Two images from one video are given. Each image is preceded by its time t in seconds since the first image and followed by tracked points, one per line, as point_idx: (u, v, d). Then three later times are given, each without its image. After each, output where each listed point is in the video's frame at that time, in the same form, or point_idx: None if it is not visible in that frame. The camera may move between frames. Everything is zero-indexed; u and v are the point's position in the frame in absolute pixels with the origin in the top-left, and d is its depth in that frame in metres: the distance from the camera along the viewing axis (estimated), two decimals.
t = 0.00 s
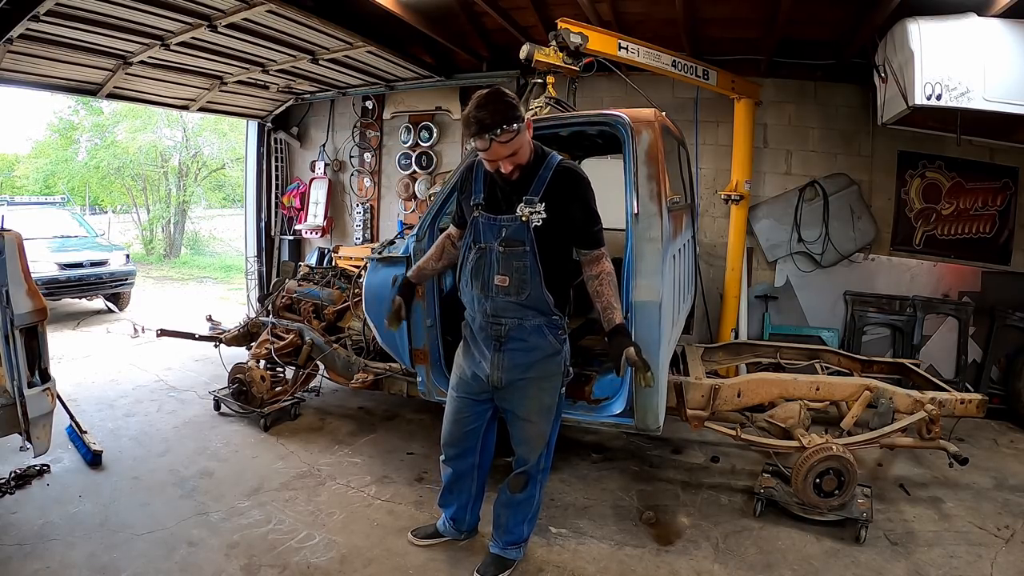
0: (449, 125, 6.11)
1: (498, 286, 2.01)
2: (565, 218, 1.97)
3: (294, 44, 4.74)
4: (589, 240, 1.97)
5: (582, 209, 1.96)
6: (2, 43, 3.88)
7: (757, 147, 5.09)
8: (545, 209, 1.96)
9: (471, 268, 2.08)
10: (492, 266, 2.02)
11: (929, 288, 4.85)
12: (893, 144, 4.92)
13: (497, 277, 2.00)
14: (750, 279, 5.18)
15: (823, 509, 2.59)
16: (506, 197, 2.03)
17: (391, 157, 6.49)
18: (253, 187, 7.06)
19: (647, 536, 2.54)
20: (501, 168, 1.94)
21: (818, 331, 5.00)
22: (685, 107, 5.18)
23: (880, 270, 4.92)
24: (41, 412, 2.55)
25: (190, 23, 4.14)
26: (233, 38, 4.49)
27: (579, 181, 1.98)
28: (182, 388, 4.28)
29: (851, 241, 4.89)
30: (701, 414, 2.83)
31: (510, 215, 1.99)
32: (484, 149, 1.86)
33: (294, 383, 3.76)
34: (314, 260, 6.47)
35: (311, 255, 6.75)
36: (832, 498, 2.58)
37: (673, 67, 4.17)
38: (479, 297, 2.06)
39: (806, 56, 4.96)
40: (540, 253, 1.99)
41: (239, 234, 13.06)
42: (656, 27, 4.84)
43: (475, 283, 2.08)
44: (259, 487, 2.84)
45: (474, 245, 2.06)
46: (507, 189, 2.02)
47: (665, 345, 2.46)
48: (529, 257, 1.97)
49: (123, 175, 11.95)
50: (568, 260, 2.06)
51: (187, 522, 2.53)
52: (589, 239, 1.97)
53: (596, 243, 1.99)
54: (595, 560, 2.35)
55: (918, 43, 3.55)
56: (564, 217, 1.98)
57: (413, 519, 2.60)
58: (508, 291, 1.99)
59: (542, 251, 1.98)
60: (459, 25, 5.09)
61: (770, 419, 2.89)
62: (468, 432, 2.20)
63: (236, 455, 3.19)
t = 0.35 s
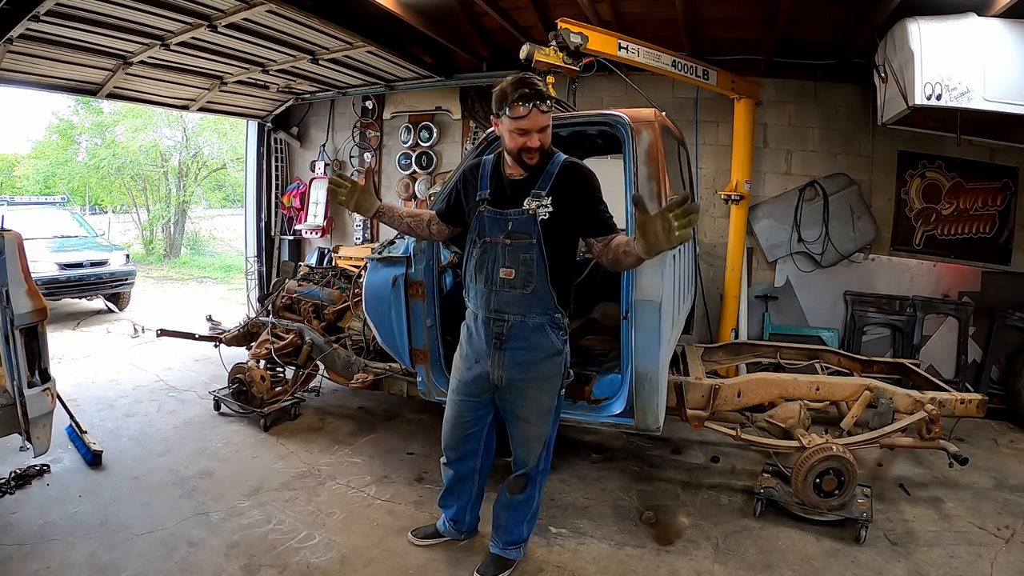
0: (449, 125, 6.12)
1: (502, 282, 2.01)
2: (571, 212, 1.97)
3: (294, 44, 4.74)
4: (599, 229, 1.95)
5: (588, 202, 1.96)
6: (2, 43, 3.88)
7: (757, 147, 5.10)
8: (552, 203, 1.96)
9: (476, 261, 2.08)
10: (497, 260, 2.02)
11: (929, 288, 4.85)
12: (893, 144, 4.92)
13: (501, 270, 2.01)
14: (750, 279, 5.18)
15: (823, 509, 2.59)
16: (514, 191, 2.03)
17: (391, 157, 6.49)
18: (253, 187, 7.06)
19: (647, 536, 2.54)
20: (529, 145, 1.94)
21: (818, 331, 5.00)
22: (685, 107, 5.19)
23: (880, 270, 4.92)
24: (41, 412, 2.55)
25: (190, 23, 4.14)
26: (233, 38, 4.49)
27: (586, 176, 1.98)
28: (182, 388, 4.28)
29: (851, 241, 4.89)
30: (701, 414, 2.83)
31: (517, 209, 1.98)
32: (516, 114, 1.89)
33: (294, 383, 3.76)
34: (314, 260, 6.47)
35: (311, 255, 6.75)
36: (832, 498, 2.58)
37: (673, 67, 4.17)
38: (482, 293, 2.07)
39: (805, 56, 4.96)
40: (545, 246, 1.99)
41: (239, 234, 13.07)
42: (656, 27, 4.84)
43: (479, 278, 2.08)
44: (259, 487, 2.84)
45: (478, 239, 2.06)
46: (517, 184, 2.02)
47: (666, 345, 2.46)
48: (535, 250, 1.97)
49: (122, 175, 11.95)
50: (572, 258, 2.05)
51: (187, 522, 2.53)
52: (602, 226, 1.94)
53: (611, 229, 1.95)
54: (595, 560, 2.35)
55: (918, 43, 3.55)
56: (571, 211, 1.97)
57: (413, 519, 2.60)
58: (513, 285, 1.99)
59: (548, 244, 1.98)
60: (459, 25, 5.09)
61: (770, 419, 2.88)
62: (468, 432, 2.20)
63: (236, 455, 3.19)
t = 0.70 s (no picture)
0: (449, 125, 6.11)
1: (501, 282, 2.01)
2: (572, 213, 1.97)
3: (293, 44, 4.74)
4: (602, 234, 1.97)
5: (589, 204, 1.97)
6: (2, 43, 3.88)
7: (757, 147, 5.10)
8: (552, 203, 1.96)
9: (475, 260, 2.08)
10: (496, 260, 2.02)
11: (930, 288, 4.85)
12: (893, 144, 4.92)
13: (500, 269, 2.00)
14: (750, 279, 5.18)
15: (823, 509, 2.59)
16: (513, 190, 2.03)
17: (391, 157, 6.49)
18: (253, 187, 7.06)
19: (647, 536, 2.54)
20: (521, 126, 1.93)
21: (818, 331, 5.00)
22: (685, 107, 5.19)
23: (880, 270, 4.92)
24: (41, 412, 2.55)
25: (190, 23, 4.14)
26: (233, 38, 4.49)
27: (587, 177, 1.99)
28: (182, 388, 4.28)
29: (851, 241, 4.89)
30: (701, 414, 2.83)
31: (517, 209, 1.99)
32: (511, 95, 1.93)
33: (294, 383, 3.76)
34: (314, 260, 6.48)
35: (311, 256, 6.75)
36: (832, 498, 2.58)
37: (673, 67, 4.17)
38: (481, 293, 2.07)
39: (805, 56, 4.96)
40: (545, 246, 1.99)
41: (239, 234, 13.07)
42: (657, 27, 4.84)
43: (478, 277, 2.08)
44: (259, 487, 2.84)
45: (478, 237, 2.07)
46: (517, 183, 2.02)
47: (665, 346, 2.47)
48: (534, 250, 1.97)
49: (122, 175, 11.95)
50: (572, 258, 2.05)
51: (187, 522, 2.53)
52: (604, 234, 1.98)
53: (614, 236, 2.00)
54: (595, 560, 2.35)
55: (918, 43, 3.55)
56: (572, 212, 1.98)
57: (413, 519, 2.60)
58: (511, 285, 1.99)
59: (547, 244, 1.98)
60: (459, 25, 5.09)
61: (770, 419, 2.88)
62: (467, 431, 2.20)
63: (236, 455, 3.19)
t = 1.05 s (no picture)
0: (449, 125, 6.11)
1: (490, 282, 2.01)
2: (562, 217, 1.96)
3: (293, 44, 4.74)
4: (588, 246, 1.98)
5: (583, 208, 1.97)
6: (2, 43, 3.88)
7: (757, 147, 5.09)
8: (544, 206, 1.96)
9: (468, 260, 2.10)
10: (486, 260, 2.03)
11: (930, 288, 4.85)
12: (893, 144, 4.92)
13: (489, 269, 2.01)
14: (750, 278, 5.18)
15: (823, 509, 2.59)
16: (507, 191, 2.04)
17: (391, 157, 6.49)
18: (253, 187, 7.05)
19: (647, 536, 2.54)
20: (513, 124, 1.94)
21: (818, 331, 5.00)
22: (685, 107, 5.18)
23: (880, 270, 4.92)
24: (41, 412, 2.55)
25: (190, 23, 4.14)
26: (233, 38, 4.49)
27: (581, 181, 1.99)
28: (182, 388, 4.27)
29: (851, 241, 4.89)
30: (701, 414, 2.83)
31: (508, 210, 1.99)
32: (505, 92, 1.94)
33: (294, 383, 3.76)
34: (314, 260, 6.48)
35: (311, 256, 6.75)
36: (832, 498, 2.58)
37: (673, 67, 4.17)
38: (472, 292, 2.08)
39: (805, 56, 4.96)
40: (534, 248, 1.99)
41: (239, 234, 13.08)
42: (656, 27, 4.84)
43: (470, 277, 2.09)
44: (259, 487, 2.84)
45: (472, 238, 2.08)
46: (510, 183, 2.02)
47: (666, 345, 2.46)
48: (523, 252, 1.97)
49: (122, 175, 11.94)
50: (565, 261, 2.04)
51: (186, 522, 2.53)
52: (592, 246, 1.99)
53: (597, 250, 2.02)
54: (595, 560, 2.35)
55: (918, 43, 3.55)
56: (564, 215, 1.97)
57: (413, 519, 2.60)
58: (500, 285, 1.99)
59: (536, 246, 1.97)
60: (459, 25, 5.09)
61: (770, 419, 2.88)
62: (461, 431, 2.20)
63: (236, 455, 3.19)
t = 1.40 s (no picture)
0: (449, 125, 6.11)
1: (464, 278, 2.05)
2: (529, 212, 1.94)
3: (293, 44, 4.74)
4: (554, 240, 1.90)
5: (553, 202, 1.91)
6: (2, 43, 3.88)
7: (757, 147, 5.10)
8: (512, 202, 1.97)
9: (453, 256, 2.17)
10: (461, 256, 2.07)
11: (930, 288, 4.85)
12: (893, 144, 4.92)
13: (463, 266, 2.05)
14: (750, 278, 5.18)
15: (823, 509, 2.59)
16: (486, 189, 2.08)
17: (391, 157, 6.49)
18: (253, 187, 7.05)
19: (647, 536, 2.54)
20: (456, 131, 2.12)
21: (818, 331, 5.00)
22: (685, 107, 5.18)
23: (880, 270, 4.92)
24: (41, 412, 2.55)
25: (190, 23, 4.14)
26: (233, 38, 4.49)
27: (552, 175, 1.94)
28: (182, 388, 4.27)
29: (851, 241, 4.89)
30: (701, 414, 2.83)
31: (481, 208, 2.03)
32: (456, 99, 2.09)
33: (294, 383, 3.76)
34: (314, 260, 6.49)
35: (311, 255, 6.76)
36: (831, 498, 2.58)
37: (673, 67, 4.17)
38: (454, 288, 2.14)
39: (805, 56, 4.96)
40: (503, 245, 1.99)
41: (239, 234, 13.09)
42: (657, 27, 4.84)
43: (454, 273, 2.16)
44: (259, 487, 2.84)
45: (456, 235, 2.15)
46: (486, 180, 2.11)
47: (666, 345, 2.46)
48: (490, 249, 1.98)
49: (122, 175, 11.94)
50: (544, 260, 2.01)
51: (187, 522, 2.53)
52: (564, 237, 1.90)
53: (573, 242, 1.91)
54: (595, 560, 2.35)
55: (918, 43, 3.55)
56: (532, 211, 1.94)
57: (413, 519, 2.60)
58: (470, 281, 2.03)
59: (502, 243, 1.97)
60: (459, 25, 5.09)
61: (770, 419, 2.89)
62: (445, 427, 2.20)
63: (236, 455, 3.19)
